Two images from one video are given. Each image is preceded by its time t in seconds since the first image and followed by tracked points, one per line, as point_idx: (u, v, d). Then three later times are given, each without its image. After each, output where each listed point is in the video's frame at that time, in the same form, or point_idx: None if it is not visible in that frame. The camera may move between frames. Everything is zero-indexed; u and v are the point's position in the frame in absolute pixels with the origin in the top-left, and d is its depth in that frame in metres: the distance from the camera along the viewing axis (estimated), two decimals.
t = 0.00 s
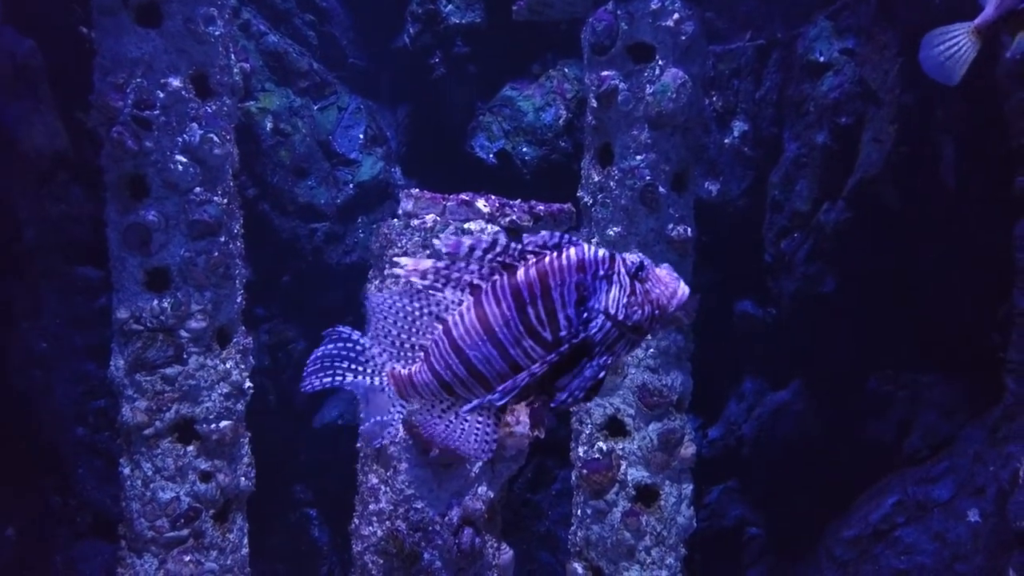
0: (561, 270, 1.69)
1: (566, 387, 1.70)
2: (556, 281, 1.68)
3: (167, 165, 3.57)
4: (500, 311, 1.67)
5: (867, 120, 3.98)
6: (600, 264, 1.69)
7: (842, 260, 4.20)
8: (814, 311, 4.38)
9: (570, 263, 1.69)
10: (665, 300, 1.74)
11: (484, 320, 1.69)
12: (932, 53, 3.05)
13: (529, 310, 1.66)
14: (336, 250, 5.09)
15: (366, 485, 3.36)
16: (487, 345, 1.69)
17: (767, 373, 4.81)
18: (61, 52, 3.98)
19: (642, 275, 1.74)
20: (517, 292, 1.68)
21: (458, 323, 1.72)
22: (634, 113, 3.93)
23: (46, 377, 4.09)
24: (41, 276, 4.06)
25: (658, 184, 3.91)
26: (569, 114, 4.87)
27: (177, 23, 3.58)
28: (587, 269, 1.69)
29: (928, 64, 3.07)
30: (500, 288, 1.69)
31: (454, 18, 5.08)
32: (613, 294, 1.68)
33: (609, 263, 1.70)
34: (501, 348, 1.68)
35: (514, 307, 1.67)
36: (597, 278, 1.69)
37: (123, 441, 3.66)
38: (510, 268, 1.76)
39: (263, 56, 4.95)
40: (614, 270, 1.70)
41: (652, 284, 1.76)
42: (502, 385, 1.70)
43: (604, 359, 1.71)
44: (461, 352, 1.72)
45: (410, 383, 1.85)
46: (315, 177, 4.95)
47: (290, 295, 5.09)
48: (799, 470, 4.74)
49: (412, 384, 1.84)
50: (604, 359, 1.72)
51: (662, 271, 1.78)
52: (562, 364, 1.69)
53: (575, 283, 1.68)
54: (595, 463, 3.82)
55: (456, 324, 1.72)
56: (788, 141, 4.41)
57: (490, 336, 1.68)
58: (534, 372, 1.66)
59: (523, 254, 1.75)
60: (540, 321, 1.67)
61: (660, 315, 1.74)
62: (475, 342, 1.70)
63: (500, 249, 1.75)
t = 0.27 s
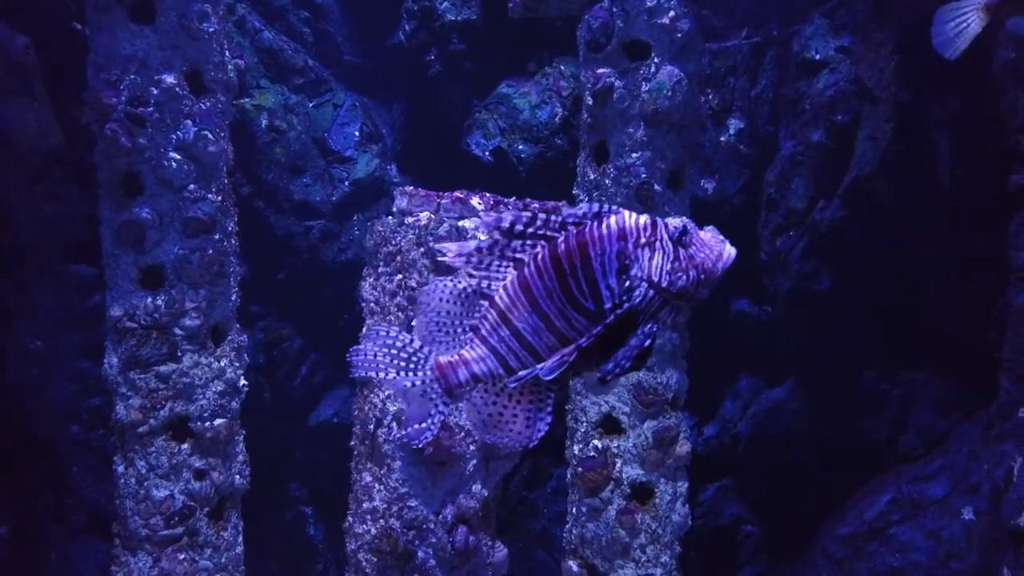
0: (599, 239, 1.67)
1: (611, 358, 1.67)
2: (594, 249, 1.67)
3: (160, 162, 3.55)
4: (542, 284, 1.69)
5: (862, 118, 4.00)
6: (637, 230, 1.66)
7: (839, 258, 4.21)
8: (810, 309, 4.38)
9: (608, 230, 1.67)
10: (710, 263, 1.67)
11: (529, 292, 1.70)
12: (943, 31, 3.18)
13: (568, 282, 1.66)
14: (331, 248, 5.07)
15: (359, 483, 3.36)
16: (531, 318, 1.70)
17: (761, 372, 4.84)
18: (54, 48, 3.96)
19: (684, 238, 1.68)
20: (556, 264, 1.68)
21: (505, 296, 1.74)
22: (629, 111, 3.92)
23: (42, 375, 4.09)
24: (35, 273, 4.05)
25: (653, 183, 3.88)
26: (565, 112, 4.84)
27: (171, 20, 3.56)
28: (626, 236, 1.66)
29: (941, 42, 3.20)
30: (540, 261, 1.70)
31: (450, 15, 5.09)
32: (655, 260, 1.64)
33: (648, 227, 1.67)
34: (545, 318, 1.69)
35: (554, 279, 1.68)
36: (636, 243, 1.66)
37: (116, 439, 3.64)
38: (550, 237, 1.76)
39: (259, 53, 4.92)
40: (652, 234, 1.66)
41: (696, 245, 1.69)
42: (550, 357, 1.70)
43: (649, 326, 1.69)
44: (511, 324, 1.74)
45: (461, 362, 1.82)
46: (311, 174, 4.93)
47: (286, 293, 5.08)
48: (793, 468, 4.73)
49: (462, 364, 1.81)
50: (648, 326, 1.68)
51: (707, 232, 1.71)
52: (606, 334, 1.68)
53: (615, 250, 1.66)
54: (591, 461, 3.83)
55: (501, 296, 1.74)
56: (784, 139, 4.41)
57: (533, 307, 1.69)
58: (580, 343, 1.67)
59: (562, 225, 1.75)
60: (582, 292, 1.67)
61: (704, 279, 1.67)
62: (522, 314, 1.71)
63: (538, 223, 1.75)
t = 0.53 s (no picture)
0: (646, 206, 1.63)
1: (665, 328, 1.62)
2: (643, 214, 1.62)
3: (156, 163, 3.55)
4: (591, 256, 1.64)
5: (857, 119, 4.01)
6: (683, 194, 1.62)
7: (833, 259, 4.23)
8: (805, 310, 4.39)
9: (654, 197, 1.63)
10: (757, 227, 1.63)
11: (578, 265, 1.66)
12: (949, 10, 3.15)
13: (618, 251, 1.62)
14: (327, 248, 5.07)
15: (355, 485, 3.36)
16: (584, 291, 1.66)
17: (757, 374, 4.86)
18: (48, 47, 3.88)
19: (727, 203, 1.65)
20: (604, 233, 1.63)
21: (551, 271, 1.71)
22: (625, 112, 3.93)
23: (38, 375, 4.10)
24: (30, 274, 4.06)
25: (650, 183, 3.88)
26: (561, 112, 4.86)
27: (166, 21, 3.55)
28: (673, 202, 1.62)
29: (946, 22, 3.18)
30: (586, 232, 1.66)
31: (446, 16, 5.08)
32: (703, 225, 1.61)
33: (693, 193, 1.63)
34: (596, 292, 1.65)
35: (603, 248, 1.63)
36: (684, 208, 1.61)
37: (112, 440, 3.64)
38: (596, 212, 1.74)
39: (255, 53, 4.89)
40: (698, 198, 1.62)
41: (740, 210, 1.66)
42: (601, 333, 1.67)
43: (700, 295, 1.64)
44: (559, 300, 1.71)
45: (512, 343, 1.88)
46: (307, 174, 4.93)
47: (281, 293, 5.07)
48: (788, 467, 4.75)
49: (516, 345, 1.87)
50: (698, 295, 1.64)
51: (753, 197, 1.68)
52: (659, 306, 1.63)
53: (662, 215, 1.61)
54: (586, 462, 3.85)
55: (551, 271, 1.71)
56: (780, 140, 4.40)
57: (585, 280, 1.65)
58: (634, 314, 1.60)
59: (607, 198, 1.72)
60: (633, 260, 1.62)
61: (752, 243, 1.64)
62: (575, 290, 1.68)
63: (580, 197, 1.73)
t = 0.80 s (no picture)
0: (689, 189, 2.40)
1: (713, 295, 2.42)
2: (686, 197, 2.40)
3: (145, 174, 3.53)
4: (640, 236, 2.44)
5: (845, 131, 4.04)
6: (723, 176, 2.40)
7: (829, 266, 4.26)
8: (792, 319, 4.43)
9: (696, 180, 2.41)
10: (789, 195, 2.45)
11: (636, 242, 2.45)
12: (946, 7, 3.40)
13: (666, 231, 2.42)
14: (318, 256, 5.08)
15: (343, 498, 3.37)
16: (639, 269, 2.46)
17: (748, 381, 4.78)
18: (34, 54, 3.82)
19: (765, 177, 2.46)
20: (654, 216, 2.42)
21: (605, 252, 2.50)
22: (615, 123, 3.93)
23: (25, 381, 4.11)
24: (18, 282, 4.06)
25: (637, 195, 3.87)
26: (552, 121, 4.83)
27: (156, 31, 3.54)
28: (711, 184, 2.40)
29: (942, 19, 3.43)
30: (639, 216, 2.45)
31: (437, 25, 5.10)
32: (743, 199, 2.41)
33: (732, 173, 2.42)
34: (646, 272, 2.45)
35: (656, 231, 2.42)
36: (724, 187, 2.40)
37: (99, 451, 3.62)
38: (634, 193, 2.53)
39: (245, 61, 4.86)
40: (737, 177, 2.41)
41: (776, 182, 2.47)
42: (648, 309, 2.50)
43: (746, 261, 2.45)
44: (613, 280, 2.49)
45: (559, 331, 2.62)
46: (297, 183, 4.92)
47: (271, 301, 5.06)
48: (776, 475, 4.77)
49: (563, 334, 2.61)
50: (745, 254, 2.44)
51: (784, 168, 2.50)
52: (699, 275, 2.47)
53: (705, 196, 2.40)
54: (576, 472, 3.87)
55: (607, 256, 2.50)
56: (768, 150, 4.41)
57: (633, 259, 2.46)
58: (680, 287, 2.44)
59: (643, 181, 2.51)
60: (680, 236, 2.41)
61: (788, 206, 2.46)
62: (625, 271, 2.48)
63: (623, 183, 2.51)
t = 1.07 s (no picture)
0: (711, 184, 2.03)
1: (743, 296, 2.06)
2: (708, 193, 2.04)
3: (123, 198, 3.51)
4: (663, 239, 2.10)
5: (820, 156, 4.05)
6: (744, 166, 2.01)
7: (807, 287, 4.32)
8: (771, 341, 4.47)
9: (717, 174, 2.02)
10: (819, 182, 2.00)
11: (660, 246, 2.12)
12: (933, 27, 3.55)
13: (688, 231, 2.06)
14: (298, 277, 5.05)
15: (322, 529, 3.50)
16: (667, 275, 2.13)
17: (727, 401, 4.76)
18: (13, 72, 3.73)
19: (793, 164, 2.02)
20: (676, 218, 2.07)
21: (630, 257, 2.20)
22: (595, 148, 3.98)
23: None
24: None
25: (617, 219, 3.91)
26: (534, 143, 4.84)
27: (135, 54, 3.51)
28: (733, 176, 2.01)
29: (929, 39, 3.58)
30: (663, 217, 2.11)
31: (419, 47, 5.11)
32: (766, 191, 1.98)
33: (755, 162, 2.01)
34: (672, 273, 2.11)
35: (678, 232, 2.08)
36: (747, 178, 2.00)
37: (74, 478, 3.57)
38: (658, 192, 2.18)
39: (226, 81, 4.80)
40: (760, 167, 2.00)
41: (806, 169, 2.02)
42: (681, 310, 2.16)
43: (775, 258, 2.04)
44: (639, 284, 2.20)
45: (594, 336, 2.40)
46: (278, 203, 4.91)
47: (251, 322, 5.03)
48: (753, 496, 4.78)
49: (598, 336, 2.39)
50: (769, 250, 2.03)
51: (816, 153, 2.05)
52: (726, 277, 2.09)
53: (727, 189, 2.01)
54: (557, 496, 3.90)
55: (633, 261, 2.20)
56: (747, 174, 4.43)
57: (658, 263, 2.13)
58: (714, 288, 2.10)
59: (666, 178, 2.16)
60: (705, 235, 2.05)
61: (820, 194, 2.00)
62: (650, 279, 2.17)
63: (644, 183, 2.17)
